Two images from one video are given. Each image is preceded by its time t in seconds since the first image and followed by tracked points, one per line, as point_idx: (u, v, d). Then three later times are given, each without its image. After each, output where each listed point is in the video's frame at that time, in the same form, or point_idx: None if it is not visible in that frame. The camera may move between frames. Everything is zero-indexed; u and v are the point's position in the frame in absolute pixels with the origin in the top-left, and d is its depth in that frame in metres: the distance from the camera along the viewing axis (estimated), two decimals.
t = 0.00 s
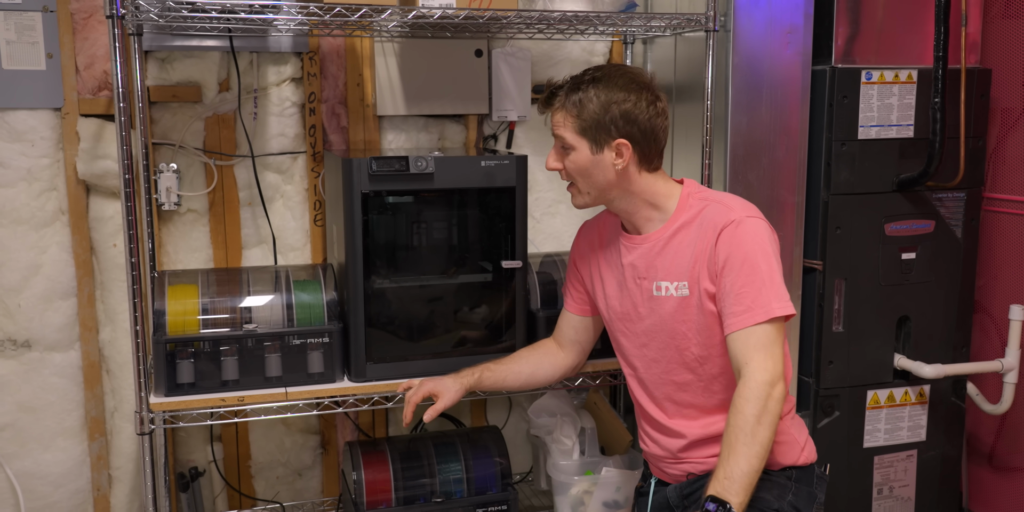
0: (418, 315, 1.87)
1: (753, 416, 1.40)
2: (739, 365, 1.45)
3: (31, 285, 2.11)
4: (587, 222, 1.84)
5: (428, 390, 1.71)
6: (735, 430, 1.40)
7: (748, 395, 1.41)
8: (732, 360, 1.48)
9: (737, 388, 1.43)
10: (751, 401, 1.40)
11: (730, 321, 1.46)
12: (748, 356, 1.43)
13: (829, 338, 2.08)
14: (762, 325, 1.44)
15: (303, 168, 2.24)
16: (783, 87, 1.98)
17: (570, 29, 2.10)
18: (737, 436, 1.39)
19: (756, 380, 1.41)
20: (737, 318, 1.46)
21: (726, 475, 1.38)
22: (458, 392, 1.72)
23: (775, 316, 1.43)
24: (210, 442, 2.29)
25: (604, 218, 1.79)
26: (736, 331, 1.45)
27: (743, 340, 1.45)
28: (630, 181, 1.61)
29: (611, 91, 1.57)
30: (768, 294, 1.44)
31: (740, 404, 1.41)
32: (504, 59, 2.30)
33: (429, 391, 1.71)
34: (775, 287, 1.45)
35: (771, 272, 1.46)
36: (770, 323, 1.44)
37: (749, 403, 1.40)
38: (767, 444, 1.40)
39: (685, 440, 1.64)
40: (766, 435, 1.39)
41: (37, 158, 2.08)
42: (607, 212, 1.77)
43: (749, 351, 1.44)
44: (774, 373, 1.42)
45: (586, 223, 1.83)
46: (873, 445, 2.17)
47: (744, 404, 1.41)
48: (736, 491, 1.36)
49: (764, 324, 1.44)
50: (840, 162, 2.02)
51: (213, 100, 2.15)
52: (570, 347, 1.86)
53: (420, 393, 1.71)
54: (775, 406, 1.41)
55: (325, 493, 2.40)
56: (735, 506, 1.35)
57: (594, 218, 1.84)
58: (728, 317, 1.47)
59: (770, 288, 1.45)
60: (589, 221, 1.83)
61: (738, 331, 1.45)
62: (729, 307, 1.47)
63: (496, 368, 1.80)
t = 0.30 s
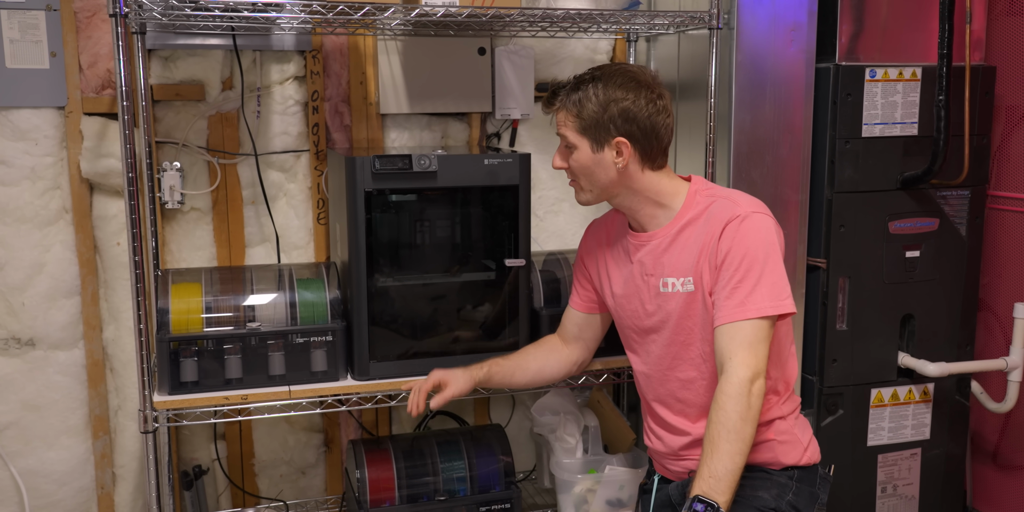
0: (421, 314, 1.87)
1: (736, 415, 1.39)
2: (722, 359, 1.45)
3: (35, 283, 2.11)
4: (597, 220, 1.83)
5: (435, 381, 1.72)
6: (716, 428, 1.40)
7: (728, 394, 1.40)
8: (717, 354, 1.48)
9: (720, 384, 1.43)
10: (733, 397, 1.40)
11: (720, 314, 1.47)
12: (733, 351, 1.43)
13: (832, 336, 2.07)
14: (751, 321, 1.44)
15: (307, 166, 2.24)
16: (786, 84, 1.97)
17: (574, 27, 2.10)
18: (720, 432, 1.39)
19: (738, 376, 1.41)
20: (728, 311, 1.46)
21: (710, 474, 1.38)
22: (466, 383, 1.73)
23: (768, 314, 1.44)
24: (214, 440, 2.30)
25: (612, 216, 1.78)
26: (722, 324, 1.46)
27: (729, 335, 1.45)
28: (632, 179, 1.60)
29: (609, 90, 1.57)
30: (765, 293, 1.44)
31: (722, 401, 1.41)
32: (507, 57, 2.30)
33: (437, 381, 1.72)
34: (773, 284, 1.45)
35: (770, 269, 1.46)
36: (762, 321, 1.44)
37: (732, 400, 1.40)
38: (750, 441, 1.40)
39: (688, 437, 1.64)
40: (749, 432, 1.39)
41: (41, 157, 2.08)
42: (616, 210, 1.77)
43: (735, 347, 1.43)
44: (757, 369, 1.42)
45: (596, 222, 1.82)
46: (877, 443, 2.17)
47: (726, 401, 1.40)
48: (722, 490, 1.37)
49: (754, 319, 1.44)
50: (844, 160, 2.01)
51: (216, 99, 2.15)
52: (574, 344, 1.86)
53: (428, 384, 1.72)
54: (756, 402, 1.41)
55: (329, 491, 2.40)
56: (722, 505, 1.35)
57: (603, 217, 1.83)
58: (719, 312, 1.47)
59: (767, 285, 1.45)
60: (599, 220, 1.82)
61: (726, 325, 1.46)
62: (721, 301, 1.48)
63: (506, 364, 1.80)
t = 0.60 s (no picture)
0: (422, 313, 1.86)
1: (742, 415, 1.39)
2: (728, 359, 1.44)
3: (36, 282, 2.11)
4: (600, 219, 1.83)
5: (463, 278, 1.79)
6: (722, 428, 1.40)
7: (734, 394, 1.40)
8: (721, 354, 1.48)
9: (725, 384, 1.42)
10: (738, 397, 1.40)
11: (724, 314, 1.47)
12: (738, 351, 1.43)
13: (835, 336, 2.07)
14: (756, 321, 1.44)
15: (308, 165, 2.25)
16: (788, 83, 1.97)
17: (575, 27, 2.09)
18: (726, 432, 1.39)
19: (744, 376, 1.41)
20: (732, 312, 1.45)
21: (716, 474, 1.38)
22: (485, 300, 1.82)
23: (772, 315, 1.43)
24: (215, 440, 2.30)
25: (615, 216, 1.78)
26: (727, 324, 1.46)
27: (734, 335, 1.44)
28: (627, 177, 1.60)
29: (601, 88, 1.58)
30: (770, 293, 1.44)
31: (728, 401, 1.40)
32: (509, 57, 2.29)
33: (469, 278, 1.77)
34: (777, 284, 1.45)
35: (774, 270, 1.46)
36: (766, 321, 1.44)
37: (738, 400, 1.40)
38: (755, 440, 1.39)
39: (691, 436, 1.63)
40: (755, 432, 1.39)
41: (43, 156, 2.08)
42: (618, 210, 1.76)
43: (740, 347, 1.43)
44: (762, 369, 1.42)
45: (599, 222, 1.82)
46: (879, 443, 2.17)
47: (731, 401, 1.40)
48: (728, 489, 1.37)
49: (759, 319, 1.44)
50: (847, 159, 2.01)
51: (218, 98, 2.15)
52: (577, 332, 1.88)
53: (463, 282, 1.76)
54: (762, 402, 1.41)
55: (330, 491, 2.40)
56: (728, 505, 1.35)
57: (605, 217, 1.83)
58: (723, 312, 1.47)
59: (771, 286, 1.44)
60: (601, 220, 1.82)
61: (731, 325, 1.46)
62: (725, 301, 1.47)
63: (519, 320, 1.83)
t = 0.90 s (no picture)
0: (422, 314, 1.86)
1: (742, 415, 1.39)
2: (728, 360, 1.44)
3: (37, 282, 2.11)
4: (600, 221, 1.83)
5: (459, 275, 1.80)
6: (722, 429, 1.40)
7: (735, 394, 1.40)
8: (721, 355, 1.48)
9: (725, 385, 1.42)
10: (739, 398, 1.40)
11: (724, 315, 1.46)
12: (738, 352, 1.43)
13: (835, 337, 2.07)
14: (756, 321, 1.44)
15: (309, 166, 2.24)
16: (789, 84, 1.97)
17: (576, 27, 2.09)
18: (726, 433, 1.39)
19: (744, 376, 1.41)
20: (732, 312, 1.45)
21: (717, 474, 1.38)
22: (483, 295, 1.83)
23: (772, 315, 1.43)
24: (216, 440, 2.29)
25: (615, 216, 1.78)
26: (727, 324, 1.46)
27: (733, 336, 1.44)
28: (632, 174, 1.60)
29: (605, 86, 1.58)
30: (770, 294, 1.44)
31: (728, 401, 1.40)
32: (510, 57, 2.29)
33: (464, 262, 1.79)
34: (778, 285, 1.45)
35: (774, 271, 1.46)
36: (767, 321, 1.44)
37: (738, 400, 1.40)
38: (755, 441, 1.39)
39: (691, 437, 1.63)
40: (756, 432, 1.39)
41: (44, 156, 2.08)
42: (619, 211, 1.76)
43: (740, 347, 1.43)
44: (762, 369, 1.42)
45: (599, 223, 1.82)
46: (879, 445, 2.16)
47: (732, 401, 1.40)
48: (728, 489, 1.37)
49: (759, 320, 1.44)
50: (848, 161, 2.01)
51: (218, 99, 2.15)
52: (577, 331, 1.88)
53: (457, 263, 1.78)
54: (762, 402, 1.40)
55: (330, 491, 2.40)
56: (728, 506, 1.35)
57: (606, 218, 1.83)
58: (723, 313, 1.47)
59: (771, 287, 1.44)
60: (602, 221, 1.82)
61: (731, 326, 1.45)
62: (725, 302, 1.47)
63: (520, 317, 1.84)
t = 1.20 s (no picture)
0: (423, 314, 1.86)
1: (742, 414, 1.39)
2: (728, 358, 1.44)
3: (38, 282, 2.11)
4: (599, 221, 1.83)
5: (443, 327, 1.77)
6: (722, 428, 1.39)
7: (735, 392, 1.40)
8: (722, 353, 1.48)
9: (725, 384, 1.42)
10: (739, 396, 1.40)
11: (724, 314, 1.46)
12: (737, 350, 1.43)
13: (836, 337, 2.07)
14: (755, 320, 1.43)
15: (310, 166, 2.24)
16: (790, 84, 1.97)
17: (577, 28, 2.09)
18: (726, 432, 1.39)
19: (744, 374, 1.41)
20: (732, 311, 1.45)
21: (718, 474, 1.38)
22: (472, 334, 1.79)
23: (772, 313, 1.43)
24: (216, 440, 2.29)
25: (614, 216, 1.78)
26: (727, 323, 1.45)
27: (733, 334, 1.44)
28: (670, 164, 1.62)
29: (646, 76, 1.59)
30: (769, 291, 1.44)
31: (728, 401, 1.40)
32: (510, 57, 2.29)
33: (441, 330, 1.76)
34: (777, 283, 1.44)
35: (773, 269, 1.45)
36: (767, 320, 1.44)
37: (738, 399, 1.40)
38: (756, 440, 1.39)
39: (693, 437, 1.63)
40: (756, 431, 1.39)
41: (45, 156, 2.08)
42: (619, 211, 1.76)
43: (740, 346, 1.43)
44: (763, 367, 1.42)
45: (599, 222, 1.82)
46: (880, 446, 2.16)
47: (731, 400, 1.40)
48: (729, 488, 1.36)
49: (758, 318, 1.43)
50: (849, 161, 2.01)
51: (219, 98, 2.15)
52: (577, 346, 1.87)
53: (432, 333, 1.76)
54: (762, 401, 1.40)
55: (330, 491, 2.40)
56: (729, 505, 1.35)
57: (604, 218, 1.83)
58: (722, 312, 1.47)
59: (770, 285, 1.44)
60: (602, 220, 1.81)
61: (731, 324, 1.45)
62: (724, 301, 1.47)
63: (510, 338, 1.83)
